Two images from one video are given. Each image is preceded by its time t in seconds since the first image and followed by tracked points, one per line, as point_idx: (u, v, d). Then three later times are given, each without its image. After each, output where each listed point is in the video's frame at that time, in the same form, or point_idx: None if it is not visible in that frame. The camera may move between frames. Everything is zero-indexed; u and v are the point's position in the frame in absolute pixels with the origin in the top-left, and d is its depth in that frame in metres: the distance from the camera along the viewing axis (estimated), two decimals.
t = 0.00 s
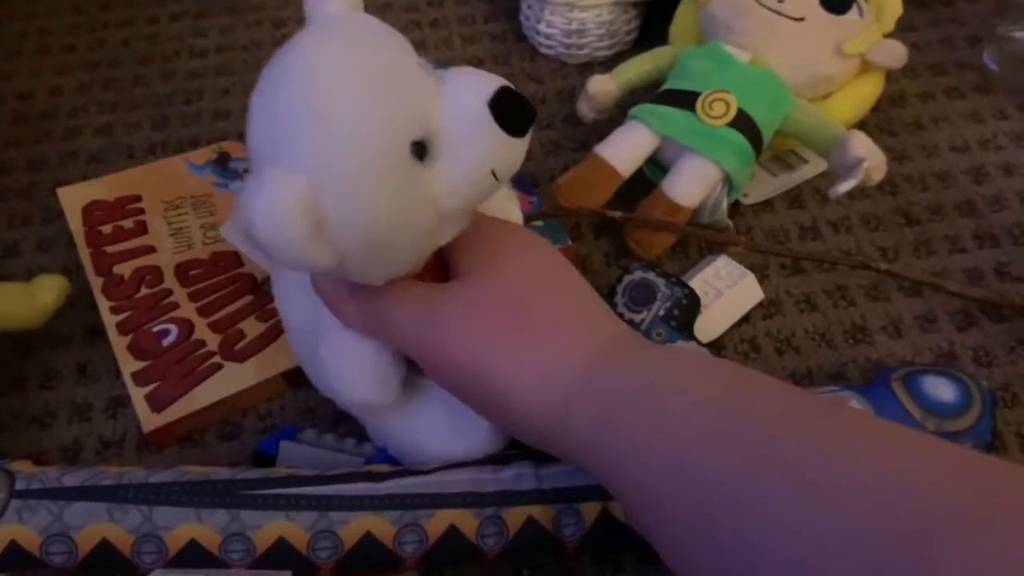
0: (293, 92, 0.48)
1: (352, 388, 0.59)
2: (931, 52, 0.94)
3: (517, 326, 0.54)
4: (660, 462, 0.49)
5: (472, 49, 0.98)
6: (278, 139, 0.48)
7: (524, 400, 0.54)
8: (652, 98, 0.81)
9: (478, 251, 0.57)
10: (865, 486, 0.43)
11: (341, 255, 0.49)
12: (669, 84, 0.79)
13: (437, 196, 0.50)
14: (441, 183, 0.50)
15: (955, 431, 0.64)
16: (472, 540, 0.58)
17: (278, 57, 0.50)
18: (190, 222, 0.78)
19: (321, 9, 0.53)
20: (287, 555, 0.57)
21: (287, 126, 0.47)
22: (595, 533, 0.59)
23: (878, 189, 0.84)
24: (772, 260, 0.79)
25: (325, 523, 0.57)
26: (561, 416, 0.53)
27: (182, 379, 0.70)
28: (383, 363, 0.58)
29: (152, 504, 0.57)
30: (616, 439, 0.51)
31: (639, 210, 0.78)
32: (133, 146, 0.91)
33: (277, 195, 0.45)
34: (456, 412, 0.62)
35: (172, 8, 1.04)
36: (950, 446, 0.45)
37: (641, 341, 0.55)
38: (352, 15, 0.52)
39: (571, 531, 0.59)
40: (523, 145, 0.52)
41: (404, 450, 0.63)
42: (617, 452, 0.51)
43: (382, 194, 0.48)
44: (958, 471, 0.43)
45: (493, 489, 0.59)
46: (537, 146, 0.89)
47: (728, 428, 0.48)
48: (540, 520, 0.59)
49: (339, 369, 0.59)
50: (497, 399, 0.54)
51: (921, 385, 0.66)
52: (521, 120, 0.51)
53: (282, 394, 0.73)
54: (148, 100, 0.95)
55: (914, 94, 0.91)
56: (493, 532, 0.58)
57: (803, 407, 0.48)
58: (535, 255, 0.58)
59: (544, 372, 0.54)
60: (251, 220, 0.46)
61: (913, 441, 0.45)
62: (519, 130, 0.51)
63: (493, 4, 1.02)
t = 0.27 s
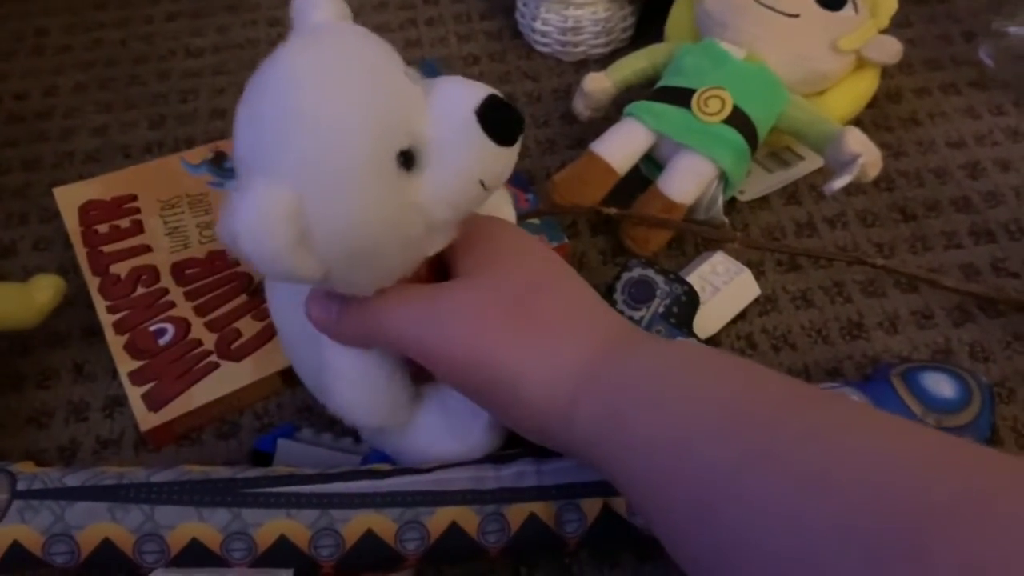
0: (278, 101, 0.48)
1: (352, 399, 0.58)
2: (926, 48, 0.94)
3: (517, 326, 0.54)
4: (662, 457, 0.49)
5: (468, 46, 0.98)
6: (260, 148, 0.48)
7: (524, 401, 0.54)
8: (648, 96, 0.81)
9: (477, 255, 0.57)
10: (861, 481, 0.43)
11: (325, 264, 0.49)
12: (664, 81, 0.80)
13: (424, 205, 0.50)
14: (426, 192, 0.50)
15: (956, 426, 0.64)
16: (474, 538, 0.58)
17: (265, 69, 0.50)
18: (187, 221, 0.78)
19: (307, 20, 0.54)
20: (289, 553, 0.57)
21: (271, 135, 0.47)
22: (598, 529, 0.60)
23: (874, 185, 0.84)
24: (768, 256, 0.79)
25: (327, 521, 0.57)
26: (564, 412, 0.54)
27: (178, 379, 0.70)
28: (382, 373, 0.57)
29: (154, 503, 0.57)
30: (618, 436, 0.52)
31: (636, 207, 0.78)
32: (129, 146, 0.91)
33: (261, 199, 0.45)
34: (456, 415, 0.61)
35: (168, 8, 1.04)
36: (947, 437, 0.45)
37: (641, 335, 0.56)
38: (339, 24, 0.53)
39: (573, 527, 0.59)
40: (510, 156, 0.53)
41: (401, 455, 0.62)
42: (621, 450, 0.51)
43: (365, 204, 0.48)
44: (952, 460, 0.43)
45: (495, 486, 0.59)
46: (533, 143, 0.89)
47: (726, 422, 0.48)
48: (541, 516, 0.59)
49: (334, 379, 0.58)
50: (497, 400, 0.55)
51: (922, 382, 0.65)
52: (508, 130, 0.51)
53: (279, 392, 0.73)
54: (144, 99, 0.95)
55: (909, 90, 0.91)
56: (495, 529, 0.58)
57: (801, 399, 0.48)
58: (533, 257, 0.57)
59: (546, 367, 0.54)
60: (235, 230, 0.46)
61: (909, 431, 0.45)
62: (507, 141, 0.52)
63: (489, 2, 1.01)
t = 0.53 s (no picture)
0: (291, 144, 0.48)
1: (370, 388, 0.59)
2: (924, 44, 0.94)
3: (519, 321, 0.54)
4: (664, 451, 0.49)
5: (465, 44, 0.97)
6: (284, 196, 0.48)
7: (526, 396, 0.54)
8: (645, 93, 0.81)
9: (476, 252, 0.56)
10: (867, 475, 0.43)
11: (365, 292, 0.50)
12: (662, 78, 0.79)
13: (449, 220, 0.51)
14: (450, 207, 0.50)
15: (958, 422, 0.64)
16: (471, 536, 0.58)
17: (271, 112, 0.50)
18: (183, 220, 0.78)
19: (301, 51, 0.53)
20: (286, 552, 0.57)
21: (291, 180, 0.48)
22: (595, 527, 0.59)
23: (872, 182, 0.84)
24: (766, 254, 0.79)
25: (323, 520, 0.57)
26: (564, 407, 0.53)
27: (174, 379, 0.69)
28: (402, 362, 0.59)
29: (149, 503, 0.57)
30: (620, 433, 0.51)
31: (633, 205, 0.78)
32: (125, 145, 0.90)
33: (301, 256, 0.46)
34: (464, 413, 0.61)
35: (164, 7, 1.03)
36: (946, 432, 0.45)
37: (644, 329, 0.55)
38: (330, 47, 0.53)
39: (571, 526, 0.59)
40: (523, 157, 0.53)
41: (401, 454, 0.62)
42: (622, 444, 0.51)
43: (395, 231, 0.48)
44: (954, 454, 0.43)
45: (491, 485, 0.58)
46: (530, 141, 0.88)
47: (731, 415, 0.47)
48: (539, 514, 0.58)
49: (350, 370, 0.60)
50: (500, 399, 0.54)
51: (921, 378, 0.65)
52: (519, 133, 0.52)
53: (275, 392, 0.73)
54: (140, 98, 0.94)
55: (908, 87, 0.91)
56: (493, 527, 0.58)
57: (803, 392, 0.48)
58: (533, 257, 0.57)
59: (549, 367, 0.53)
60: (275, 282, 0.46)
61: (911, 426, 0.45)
62: (517, 142, 0.52)
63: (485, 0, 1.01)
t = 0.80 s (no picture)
0: (290, 155, 0.48)
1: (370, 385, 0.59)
2: (922, 44, 0.94)
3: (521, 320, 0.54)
4: (665, 447, 0.49)
5: (463, 44, 0.97)
6: (284, 207, 0.48)
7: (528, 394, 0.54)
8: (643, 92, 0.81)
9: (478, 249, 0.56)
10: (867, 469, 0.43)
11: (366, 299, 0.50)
12: (659, 78, 0.79)
13: (447, 227, 0.51)
14: (447, 214, 0.51)
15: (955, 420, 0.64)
16: (469, 534, 0.58)
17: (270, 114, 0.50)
18: (181, 220, 0.78)
19: (297, 56, 0.53)
20: (285, 550, 0.57)
21: (291, 190, 0.48)
22: (594, 525, 0.59)
23: (870, 181, 0.84)
24: (764, 253, 0.79)
25: (322, 518, 0.57)
26: (566, 404, 0.53)
27: (173, 378, 0.69)
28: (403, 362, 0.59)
29: (148, 502, 0.57)
30: (622, 431, 0.51)
31: (632, 204, 0.78)
32: (124, 144, 0.90)
33: (304, 268, 0.46)
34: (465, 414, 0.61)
35: (163, 6, 1.03)
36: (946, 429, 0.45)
37: (644, 327, 0.56)
38: (327, 55, 0.53)
39: (569, 524, 0.59)
40: (520, 161, 0.53)
41: (401, 452, 0.62)
42: (623, 441, 0.51)
43: (396, 239, 0.48)
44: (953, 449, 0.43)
45: (490, 483, 0.59)
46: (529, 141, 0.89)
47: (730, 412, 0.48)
48: (537, 512, 0.59)
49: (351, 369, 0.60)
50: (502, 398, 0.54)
51: (918, 376, 0.65)
52: (515, 138, 0.52)
53: (274, 391, 0.73)
54: (139, 98, 0.94)
55: (906, 86, 0.91)
56: (491, 526, 0.58)
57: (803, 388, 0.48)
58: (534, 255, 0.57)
59: (549, 360, 0.53)
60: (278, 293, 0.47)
61: (910, 422, 0.45)
62: (513, 146, 0.52)
63: None
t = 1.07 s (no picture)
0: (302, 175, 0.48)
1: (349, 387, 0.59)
2: (920, 46, 0.94)
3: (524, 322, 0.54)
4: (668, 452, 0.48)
5: (461, 45, 0.97)
6: (291, 226, 0.48)
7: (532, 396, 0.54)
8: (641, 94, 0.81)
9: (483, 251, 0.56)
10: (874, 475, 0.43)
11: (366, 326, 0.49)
12: (657, 79, 0.79)
13: (454, 260, 0.51)
14: (457, 246, 0.51)
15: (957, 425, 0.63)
16: (469, 541, 0.58)
17: (288, 135, 0.50)
18: (179, 207, 0.79)
19: (318, 73, 0.53)
20: (284, 556, 0.57)
21: (299, 211, 0.48)
22: (593, 532, 0.59)
23: (868, 183, 0.84)
24: (762, 255, 0.79)
25: (322, 525, 0.57)
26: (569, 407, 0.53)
27: (161, 365, 0.70)
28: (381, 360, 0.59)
29: (146, 506, 0.57)
30: (625, 437, 0.51)
31: (629, 205, 0.77)
32: (121, 145, 0.90)
33: (309, 289, 0.46)
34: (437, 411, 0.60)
35: (160, 7, 1.03)
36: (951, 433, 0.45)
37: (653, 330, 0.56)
38: (347, 75, 0.53)
39: (568, 532, 0.59)
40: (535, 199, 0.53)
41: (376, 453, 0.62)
42: (625, 446, 0.51)
43: (402, 268, 0.48)
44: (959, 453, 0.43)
45: (490, 490, 0.58)
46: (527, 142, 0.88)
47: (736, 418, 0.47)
48: (538, 519, 0.58)
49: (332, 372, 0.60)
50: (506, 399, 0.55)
51: (921, 381, 0.65)
52: (532, 174, 0.51)
53: (271, 393, 0.73)
54: (136, 99, 0.94)
55: (904, 88, 0.91)
56: (491, 533, 0.58)
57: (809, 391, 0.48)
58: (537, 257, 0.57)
59: (555, 361, 0.53)
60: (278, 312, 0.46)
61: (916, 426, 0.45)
62: (529, 185, 0.51)
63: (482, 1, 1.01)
